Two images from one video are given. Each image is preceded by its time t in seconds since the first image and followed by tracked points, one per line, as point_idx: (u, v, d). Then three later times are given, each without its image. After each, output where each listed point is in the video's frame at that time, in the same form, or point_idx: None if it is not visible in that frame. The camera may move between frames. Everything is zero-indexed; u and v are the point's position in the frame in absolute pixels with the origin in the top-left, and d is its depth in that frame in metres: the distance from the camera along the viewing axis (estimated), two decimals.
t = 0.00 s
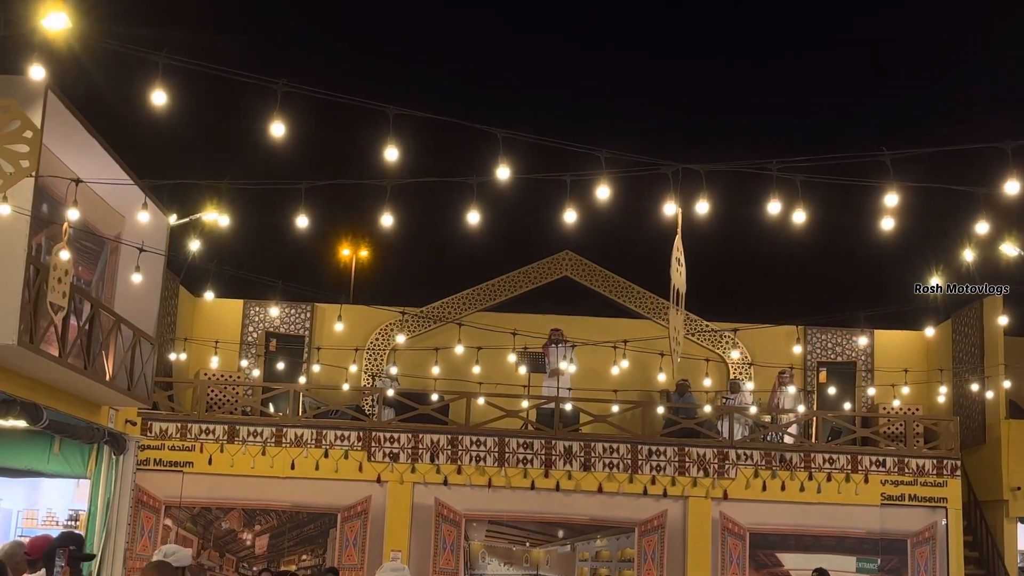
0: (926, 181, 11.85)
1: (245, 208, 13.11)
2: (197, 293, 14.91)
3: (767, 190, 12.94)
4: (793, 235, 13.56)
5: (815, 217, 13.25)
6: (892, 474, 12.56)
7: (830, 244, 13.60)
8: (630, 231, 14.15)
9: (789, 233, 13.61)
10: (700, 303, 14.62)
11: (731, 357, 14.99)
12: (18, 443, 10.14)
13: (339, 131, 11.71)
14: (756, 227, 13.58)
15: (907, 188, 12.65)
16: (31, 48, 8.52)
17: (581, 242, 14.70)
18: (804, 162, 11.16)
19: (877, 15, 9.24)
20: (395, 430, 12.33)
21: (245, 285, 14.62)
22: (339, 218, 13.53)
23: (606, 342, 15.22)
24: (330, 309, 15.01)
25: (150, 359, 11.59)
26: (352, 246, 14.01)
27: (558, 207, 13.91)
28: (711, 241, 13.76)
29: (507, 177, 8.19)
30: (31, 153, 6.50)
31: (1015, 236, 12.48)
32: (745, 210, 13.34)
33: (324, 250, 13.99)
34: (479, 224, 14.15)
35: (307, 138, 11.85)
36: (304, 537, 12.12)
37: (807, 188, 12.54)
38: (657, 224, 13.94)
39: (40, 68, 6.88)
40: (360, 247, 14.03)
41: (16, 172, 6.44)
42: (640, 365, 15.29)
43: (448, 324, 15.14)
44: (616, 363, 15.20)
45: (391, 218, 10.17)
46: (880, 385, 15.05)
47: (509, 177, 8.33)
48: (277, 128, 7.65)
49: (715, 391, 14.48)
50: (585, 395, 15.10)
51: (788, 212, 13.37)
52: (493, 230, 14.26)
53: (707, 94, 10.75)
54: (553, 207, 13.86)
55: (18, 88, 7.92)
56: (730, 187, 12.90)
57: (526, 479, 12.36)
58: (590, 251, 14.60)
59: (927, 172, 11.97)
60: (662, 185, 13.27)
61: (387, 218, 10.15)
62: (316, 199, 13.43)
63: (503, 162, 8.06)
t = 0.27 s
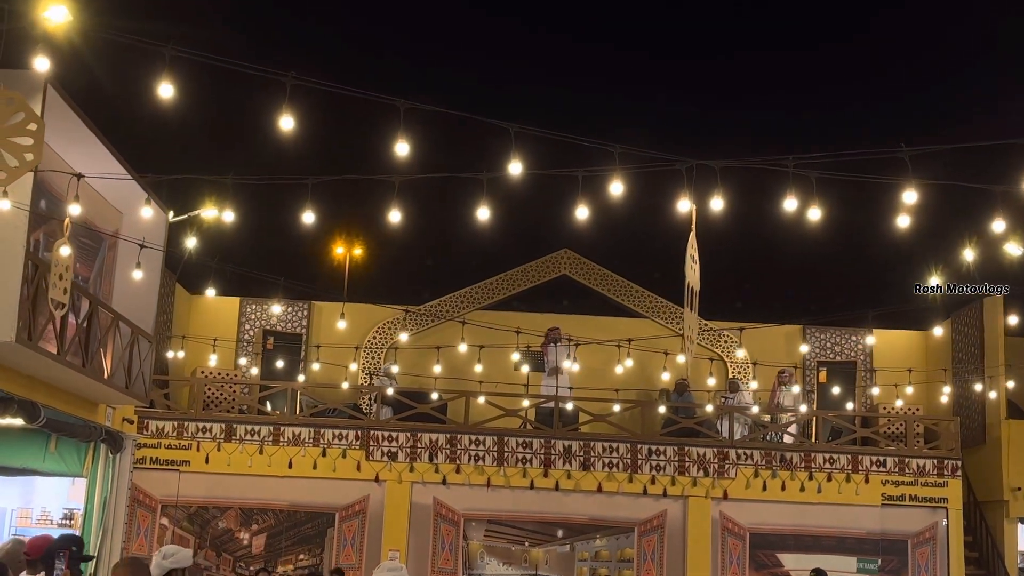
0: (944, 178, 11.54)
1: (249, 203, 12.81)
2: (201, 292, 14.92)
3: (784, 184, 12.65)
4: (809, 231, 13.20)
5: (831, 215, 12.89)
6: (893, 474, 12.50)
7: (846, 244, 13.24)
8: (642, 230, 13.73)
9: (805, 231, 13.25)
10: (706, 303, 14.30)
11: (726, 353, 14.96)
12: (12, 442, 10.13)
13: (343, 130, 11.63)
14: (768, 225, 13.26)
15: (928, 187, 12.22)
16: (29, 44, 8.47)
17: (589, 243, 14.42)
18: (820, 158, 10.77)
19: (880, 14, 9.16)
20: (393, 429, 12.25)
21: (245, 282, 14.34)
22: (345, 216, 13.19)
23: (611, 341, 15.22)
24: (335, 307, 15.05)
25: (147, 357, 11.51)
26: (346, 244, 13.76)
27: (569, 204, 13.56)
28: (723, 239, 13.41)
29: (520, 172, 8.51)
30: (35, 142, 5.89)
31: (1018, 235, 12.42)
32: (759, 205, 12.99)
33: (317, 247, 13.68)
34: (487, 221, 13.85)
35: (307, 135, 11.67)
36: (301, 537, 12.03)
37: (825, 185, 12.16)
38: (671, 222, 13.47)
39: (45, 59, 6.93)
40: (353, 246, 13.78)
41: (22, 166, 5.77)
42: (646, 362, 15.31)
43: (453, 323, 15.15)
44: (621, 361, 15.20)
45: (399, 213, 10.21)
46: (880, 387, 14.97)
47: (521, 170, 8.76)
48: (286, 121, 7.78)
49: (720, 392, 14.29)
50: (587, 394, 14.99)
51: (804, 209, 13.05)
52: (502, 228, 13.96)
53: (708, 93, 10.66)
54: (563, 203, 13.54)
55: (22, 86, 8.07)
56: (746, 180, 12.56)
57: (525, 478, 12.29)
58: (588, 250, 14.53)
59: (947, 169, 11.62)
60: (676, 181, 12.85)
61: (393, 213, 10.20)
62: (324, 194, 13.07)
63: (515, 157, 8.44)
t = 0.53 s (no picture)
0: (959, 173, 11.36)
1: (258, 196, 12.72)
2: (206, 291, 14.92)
3: (803, 177, 12.35)
4: (824, 225, 13.05)
5: (846, 207, 12.74)
6: (895, 473, 12.43)
7: (862, 235, 13.10)
8: (656, 224, 13.44)
9: (819, 224, 13.08)
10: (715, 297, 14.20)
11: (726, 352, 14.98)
12: (14, 439, 10.09)
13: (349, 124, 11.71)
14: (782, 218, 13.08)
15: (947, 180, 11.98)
16: (29, 36, 8.41)
17: (598, 238, 14.27)
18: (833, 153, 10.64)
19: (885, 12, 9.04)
20: (393, 428, 12.18)
21: (251, 280, 14.39)
22: (350, 211, 13.10)
23: (617, 338, 15.17)
24: (337, 307, 14.92)
25: (147, 354, 11.45)
26: (343, 244, 13.72)
27: (581, 198, 13.29)
28: (738, 230, 13.29)
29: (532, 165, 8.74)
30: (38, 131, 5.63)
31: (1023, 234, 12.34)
32: (775, 199, 12.75)
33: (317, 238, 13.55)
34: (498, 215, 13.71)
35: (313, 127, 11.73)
36: (301, 536, 11.96)
37: (838, 177, 12.01)
38: (686, 217, 13.21)
39: (48, 47, 6.92)
40: (350, 245, 13.74)
41: (24, 158, 5.54)
42: (653, 360, 15.26)
43: (457, 320, 15.11)
44: (627, 359, 15.14)
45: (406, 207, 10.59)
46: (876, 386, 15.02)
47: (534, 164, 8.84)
48: (294, 111, 7.81)
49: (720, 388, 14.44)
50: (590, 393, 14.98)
51: (819, 202, 12.89)
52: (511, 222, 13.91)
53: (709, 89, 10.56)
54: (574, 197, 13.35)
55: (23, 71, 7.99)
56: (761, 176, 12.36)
57: (525, 477, 12.23)
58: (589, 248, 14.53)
59: (965, 163, 11.44)
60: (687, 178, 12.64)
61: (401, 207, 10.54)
62: (330, 187, 12.82)
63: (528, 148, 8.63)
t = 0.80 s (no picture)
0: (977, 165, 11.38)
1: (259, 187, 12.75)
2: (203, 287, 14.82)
3: (813, 168, 12.49)
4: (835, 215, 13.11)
5: (858, 199, 12.80)
6: (898, 470, 12.33)
7: (873, 226, 13.17)
8: (664, 214, 13.53)
9: (830, 215, 13.17)
10: (720, 290, 14.19)
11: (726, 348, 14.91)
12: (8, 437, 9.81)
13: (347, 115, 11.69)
14: (791, 209, 13.16)
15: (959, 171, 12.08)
16: (21, 24, 8.29)
17: (604, 230, 14.28)
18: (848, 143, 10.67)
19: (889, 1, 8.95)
20: (393, 425, 12.08)
21: (246, 277, 14.37)
22: (349, 206, 13.09)
23: (619, 334, 15.08)
24: (336, 303, 14.88)
25: (144, 351, 11.35)
26: (340, 241, 13.74)
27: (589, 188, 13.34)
28: (748, 221, 13.34)
29: (536, 154, 8.62)
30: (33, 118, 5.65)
31: None
32: (784, 188, 12.85)
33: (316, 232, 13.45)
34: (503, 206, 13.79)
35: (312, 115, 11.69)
36: (299, 534, 11.89)
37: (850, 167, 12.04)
38: (696, 206, 13.31)
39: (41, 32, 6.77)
40: (347, 243, 13.78)
41: (17, 147, 5.53)
42: (657, 356, 15.15)
43: (459, 315, 14.97)
44: (630, 355, 15.04)
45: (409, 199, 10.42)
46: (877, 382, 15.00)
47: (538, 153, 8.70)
48: (295, 98, 7.72)
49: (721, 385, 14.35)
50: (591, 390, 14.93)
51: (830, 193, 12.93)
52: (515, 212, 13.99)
53: (709, 75, 10.50)
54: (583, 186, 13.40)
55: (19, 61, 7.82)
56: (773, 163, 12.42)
57: (525, 475, 12.14)
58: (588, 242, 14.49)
59: (980, 154, 11.46)
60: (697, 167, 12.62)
61: (404, 199, 10.36)
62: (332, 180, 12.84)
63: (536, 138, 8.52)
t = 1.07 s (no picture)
0: (980, 163, 11.33)
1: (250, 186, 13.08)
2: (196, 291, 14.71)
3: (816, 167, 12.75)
4: (835, 215, 13.62)
5: (858, 197, 13.30)
6: (893, 473, 12.27)
7: (870, 224, 13.66)
8: (662, 213, 14.00)
9: (830, 215, 13.69)
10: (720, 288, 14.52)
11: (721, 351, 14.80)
12: None
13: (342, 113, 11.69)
14: (785, 210, 13.76)
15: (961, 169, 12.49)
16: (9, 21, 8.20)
17: (604, 229, 14.53)
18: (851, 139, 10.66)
19: None
20: (385, 429, 12.00)
21: (233, 280, 14.47)
22: (338, 209, 13.66)
23: (615, 336, 14.93)
24: (330, 306, 14.68)
25: (134, 355, 11.24)
26: (331, 243, 14.18)
27: (585, 187, 13.87)
28: (748, 220, 13.83)
29: (533, 153, 8.52)
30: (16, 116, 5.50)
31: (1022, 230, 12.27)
32: (781, 187, 13.43)
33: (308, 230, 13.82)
34: (503, 206, 14.26)
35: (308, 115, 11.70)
36: (291, 540, 11.78)
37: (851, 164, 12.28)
38: (695, 205, 13.77)
39: (26, 29, 6.63)
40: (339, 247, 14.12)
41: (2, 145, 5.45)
42: (654, 360, 14.97)
43: (453, 318, 14.87)
44: (625, 358, 14.89)
45: (403, 199, 10.32)
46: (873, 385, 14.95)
47: (533, 151, 8.57)
48: (286, 97, 7.64)
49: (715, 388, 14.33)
50: (584, 393, 14.76)
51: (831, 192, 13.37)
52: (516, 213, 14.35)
53: (707, 76, 10.53)
54: (580, 187, 13.94)
55: (5, 61, 7.77)
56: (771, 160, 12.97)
57: (519, 479, 12.05)
58: (585, 247, 14.80)
59: (983, 153, 11.28)
60: (694, 167, 13.11)
61: (398, 199, 10.28)
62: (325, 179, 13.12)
63: (532, 135, 8.43)
